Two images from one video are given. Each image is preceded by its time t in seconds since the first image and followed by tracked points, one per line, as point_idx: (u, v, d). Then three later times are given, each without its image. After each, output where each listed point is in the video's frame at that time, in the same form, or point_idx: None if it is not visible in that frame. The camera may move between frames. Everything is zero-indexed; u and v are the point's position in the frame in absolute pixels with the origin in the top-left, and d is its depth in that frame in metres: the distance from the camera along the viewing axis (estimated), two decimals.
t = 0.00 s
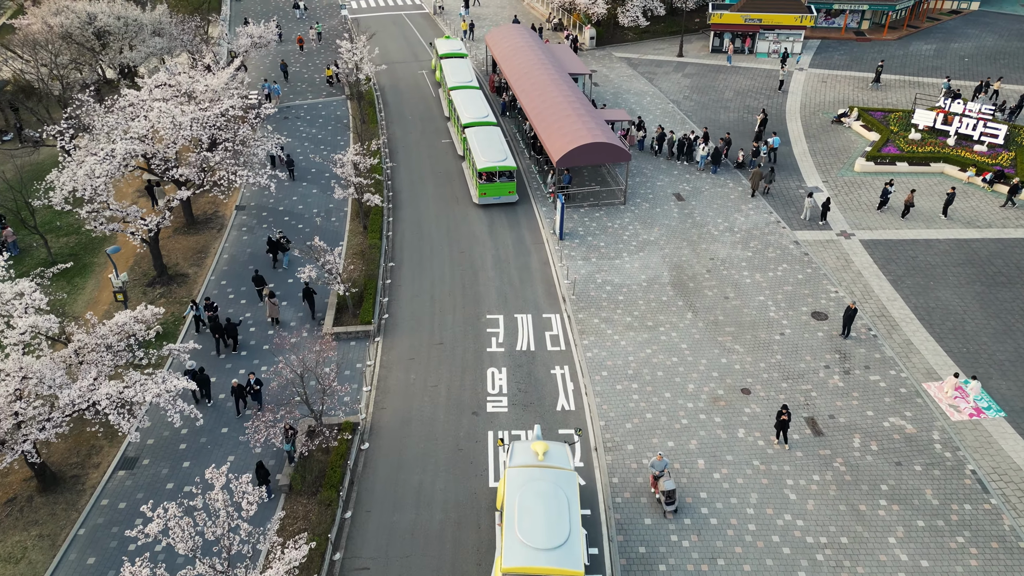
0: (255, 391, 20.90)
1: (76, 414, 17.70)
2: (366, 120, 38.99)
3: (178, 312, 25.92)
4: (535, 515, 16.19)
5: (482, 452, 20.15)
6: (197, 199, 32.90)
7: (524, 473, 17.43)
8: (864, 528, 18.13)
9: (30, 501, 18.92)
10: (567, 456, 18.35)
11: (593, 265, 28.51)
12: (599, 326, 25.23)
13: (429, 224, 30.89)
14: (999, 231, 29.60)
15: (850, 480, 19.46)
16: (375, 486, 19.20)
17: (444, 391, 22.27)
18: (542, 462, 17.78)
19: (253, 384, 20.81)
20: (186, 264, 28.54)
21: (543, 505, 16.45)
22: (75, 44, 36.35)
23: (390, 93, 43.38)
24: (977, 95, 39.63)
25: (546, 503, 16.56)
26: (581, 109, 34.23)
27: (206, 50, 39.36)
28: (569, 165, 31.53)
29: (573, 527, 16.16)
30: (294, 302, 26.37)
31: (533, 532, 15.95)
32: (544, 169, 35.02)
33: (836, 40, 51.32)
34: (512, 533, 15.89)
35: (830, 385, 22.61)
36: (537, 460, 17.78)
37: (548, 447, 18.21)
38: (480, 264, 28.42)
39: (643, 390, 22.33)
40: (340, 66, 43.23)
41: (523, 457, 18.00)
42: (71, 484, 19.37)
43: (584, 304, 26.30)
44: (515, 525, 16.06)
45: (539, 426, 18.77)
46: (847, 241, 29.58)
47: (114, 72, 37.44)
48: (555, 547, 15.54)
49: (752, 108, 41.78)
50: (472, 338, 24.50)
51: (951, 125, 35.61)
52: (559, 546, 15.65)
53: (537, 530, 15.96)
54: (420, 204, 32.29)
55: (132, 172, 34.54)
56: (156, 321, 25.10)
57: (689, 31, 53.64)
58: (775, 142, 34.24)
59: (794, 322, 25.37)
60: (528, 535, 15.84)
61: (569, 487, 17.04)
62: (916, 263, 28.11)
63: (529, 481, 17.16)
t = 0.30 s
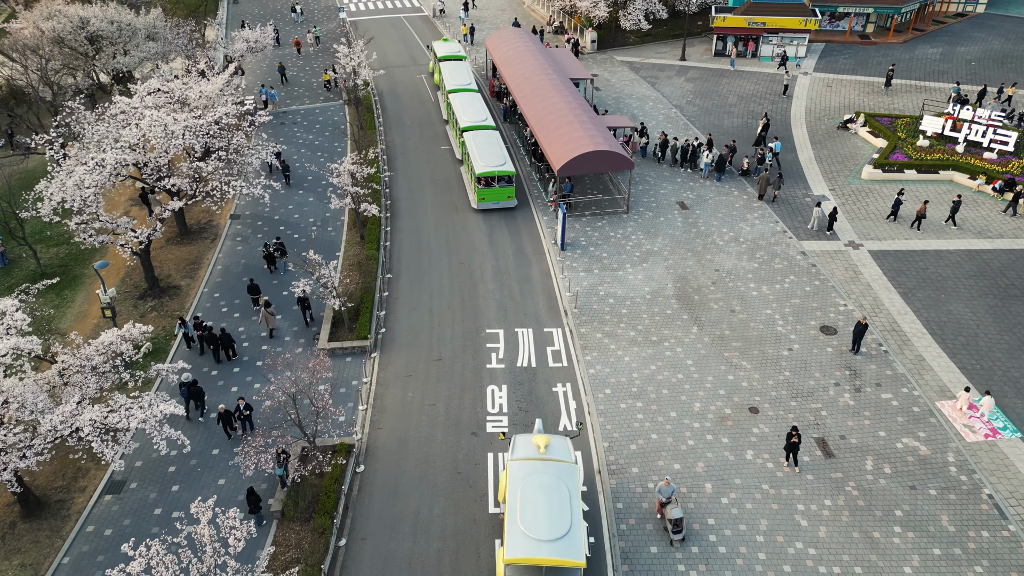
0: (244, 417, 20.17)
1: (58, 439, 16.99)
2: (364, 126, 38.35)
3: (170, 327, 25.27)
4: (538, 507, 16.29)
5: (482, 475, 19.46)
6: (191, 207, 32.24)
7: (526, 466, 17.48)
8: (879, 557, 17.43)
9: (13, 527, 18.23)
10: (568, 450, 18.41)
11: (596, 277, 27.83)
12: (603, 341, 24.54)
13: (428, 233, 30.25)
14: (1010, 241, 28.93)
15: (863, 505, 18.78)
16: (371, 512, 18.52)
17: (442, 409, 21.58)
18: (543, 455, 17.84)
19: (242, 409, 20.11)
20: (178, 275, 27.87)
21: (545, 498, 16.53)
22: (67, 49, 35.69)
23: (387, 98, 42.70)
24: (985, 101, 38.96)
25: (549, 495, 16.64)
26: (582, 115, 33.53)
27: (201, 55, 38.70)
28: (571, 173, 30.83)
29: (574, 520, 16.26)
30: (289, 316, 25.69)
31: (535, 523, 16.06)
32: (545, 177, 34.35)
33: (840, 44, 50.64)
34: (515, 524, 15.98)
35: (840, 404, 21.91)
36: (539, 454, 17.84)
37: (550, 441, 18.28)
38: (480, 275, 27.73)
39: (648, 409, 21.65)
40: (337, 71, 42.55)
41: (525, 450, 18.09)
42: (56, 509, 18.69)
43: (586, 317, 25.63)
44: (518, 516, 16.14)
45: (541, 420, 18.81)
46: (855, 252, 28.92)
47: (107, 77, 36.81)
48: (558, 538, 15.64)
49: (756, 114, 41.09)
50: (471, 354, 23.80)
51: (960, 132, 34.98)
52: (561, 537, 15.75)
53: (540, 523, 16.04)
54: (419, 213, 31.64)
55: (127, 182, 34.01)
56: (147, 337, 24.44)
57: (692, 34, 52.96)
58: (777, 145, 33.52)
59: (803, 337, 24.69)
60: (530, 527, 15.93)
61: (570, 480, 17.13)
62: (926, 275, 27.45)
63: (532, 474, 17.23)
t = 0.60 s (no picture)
0: (231, 445, 19.35)
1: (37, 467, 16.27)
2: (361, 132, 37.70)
3: (160, 343, 24.61)
4: (539, 501, 16.50)
5: (481, 501, 18.75)
6: (183, 217, 31.54)
7: (527, 460, 17.70)
8: None
9: None
10: (570, 444, 18.57)
11: (598, 289, 27.13)
12: (606, 357, 23.82)
13: (426, 243, 29.56)
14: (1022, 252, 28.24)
15: (877, 532, 18.07)
16: (366, 539, 17.83)
17: (439, 430, 20.87)
18: (544, 450, 18.02)
19: (230, 437, 19.26)
20: (170, 288, 27.20)
21: (546, 492, 16.71)
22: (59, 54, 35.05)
23: (385, 103, 42.03)
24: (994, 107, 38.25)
25: (549, 489, 16.85)
26: (583, 122, 32.83)
27: (196, 60, 38.06)
28: (572, 182, 30.12)
29: (575, 514, 16.48)
30: (283, 330, 25.05)
31: (536, 517, 16.30)
32: (545, 185, 33.66)
33: (845, 47, 49.99)
34: (516, 518, 16.24)
35: (851, 424, 21.23)
36: (540, 449, 18.01)
37: (552, 435, 18.44)
38: (479, 287, 27.05)
39: (652, 430, 20.96)
40: (334, 75, 41.89)
41: (526, 444, 18.25)
42: (38, 536, 17.99)
43: (588, 332, 24.93)
44: (519, 510, 16.39)
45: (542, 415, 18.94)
46: (864, 263, 28.25)
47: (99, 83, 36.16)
48: (559, 532, 15.87)
49: (760, 119, 40.42)
50: (469, 371, 23.09)
51: (969, 139, 34.33)
52: (562, 532, 15.97)
53: (541, 517, 16.28)
54: (417, 223, 30.91)
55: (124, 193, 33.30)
56: (137, 354, 23.76)
57: (694, 38, 52.32)
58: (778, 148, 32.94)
59: (811, 352, 24.03)
60: (531, 520, 16.17)
61: (571, 475, 17.32)
62: (937, 287, 26.77)
63: (532, 468, 17.45)
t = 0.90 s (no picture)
0: (217, 477, 18.59)
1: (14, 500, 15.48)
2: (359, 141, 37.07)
3: (149, 360, 23.88)
4: (539, 499, 16.43)
5: (480, 530, 18.03)
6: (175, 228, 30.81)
7: (527, 460, 17.71)
8: None
9: None
10: (570, 445, 18.57)
11: (600, 303, 26.42)
12: (609, 376, 23.06)
13: (423, 255, 28.86)
14: None
15: (892, 564, 17.33)
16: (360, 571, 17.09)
17: (437, 454, 20.14)
18: (545, 450, 18.02)
19: (216, 468, 18.52)
20: (160, 301, 26.50)
21: (546, 491, 16.65)
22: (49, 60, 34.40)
23: (383, 109, 41.34)
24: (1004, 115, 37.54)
25: (550, 488, 16.80)
26: (585, 130, 32.10)
27: (190, 66, 37.40)
28: (574, 192, 29.35)
29: (576, 512, 16.39)
30: (276, 347, 24.35)
31: (536, 516, 16.19)
32: (545, 194, 32.94)
33: (849, 52, 49.28)
34: (516, 516, 16.17)
35: (863, 447, 20.50)
36: (540, 448, 18.01)
37: (552, 436, 18.47)
38: (478, 301, 26.35)
39: (657, 454, 20.23)
40: (331, 81, 41.22)
41: (527, 444, 18.25)
42: (18, 567, 17.25)
43: (590, 348, 24.21)
44: (519, 509, 16.33)
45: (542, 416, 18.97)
46: (873, 276, 27.53)
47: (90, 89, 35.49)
48: (559, 531, 15.79)
49: (765, 126, 39.70)
50: (468, 390, 22.37)
51: (979, 147, 33.67)
52: (562, 530, 15.89)
53: (542, 515, 16.20)
54: (414, 235, 30.14)
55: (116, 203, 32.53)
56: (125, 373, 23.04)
57: (696, 41, 51.62)
58: (778, 156, 33.03)
59: (820, 370, 23.32)
60: (531, 519, 16.06)
61: (571, 474, 17.28)
62: (948, 302, 26.06)
63: (533, 468, 17.43)
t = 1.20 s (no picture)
0: (200, 515, 17.67)
1: None
2: (357, 149, 36.42)
3: (137, 380, 23.13)
4: (539, 504, 16.40)
5: (479, 561, 17.28)
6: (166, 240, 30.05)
7: (528, 463, 17.59)
8: None
9: None
10: (571, 448, 18.46)
11: (603, 318, 25.66)
12: (612, 396, 22.28)
13: (421, 268, 28.11)
14: None
15: None
16: None
17: (434, 481, 19.40)
18: (545, 453, 17.90)
19: (199, 506, 17.61)
20: (150, 316, 25.80)
21: (547, 495, 16.58)
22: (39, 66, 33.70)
23: (381, 115, 40.62)
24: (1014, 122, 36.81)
25: (551, 492, 16.72)
26: (586, 139, 31.31)
27: (184, 73, 36.69)
28: (576, 204, 28.61)
29: (576, 517, 16.35)
30: (268, 366, 23.62)
31: (537, 521, 16.14)
32: (546, 203, 32.16)
33: (854, 56, 48.56)
34: (517, 521, 16.10)
35: (877, 473, 19.73)
36: (541, 452, 17.89)
37: (552, 439, 18.35)
38: (477, 317, 25.56)
39: (663, 480, 19.48)
40: (327, 87, 40.52)
41: (527, 448, 18.10)
42: None
43: (593, 366, 23.46)
44: (520, 513, 16.25)
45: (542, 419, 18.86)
46: (883, 290, 26.80)
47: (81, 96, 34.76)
48: (560, 536, 15.74)
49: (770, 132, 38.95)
50: (467, 412, 21.59)
51: (990, 156, 32.95)
52: (563, 535, 15.85)
53: (542, 520, 16.13)
54: (412, 247, 29.37)
55: (104, 216, 31.63)
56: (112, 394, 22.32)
57: (699, 46, 50.90)
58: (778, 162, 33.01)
59: (830, 389, 22.57)
60: (531, 524, 16.01)
61: (572, 478, 17.18)
62: (962, 317, 25.32)
63: (534, 472, 17.32)
